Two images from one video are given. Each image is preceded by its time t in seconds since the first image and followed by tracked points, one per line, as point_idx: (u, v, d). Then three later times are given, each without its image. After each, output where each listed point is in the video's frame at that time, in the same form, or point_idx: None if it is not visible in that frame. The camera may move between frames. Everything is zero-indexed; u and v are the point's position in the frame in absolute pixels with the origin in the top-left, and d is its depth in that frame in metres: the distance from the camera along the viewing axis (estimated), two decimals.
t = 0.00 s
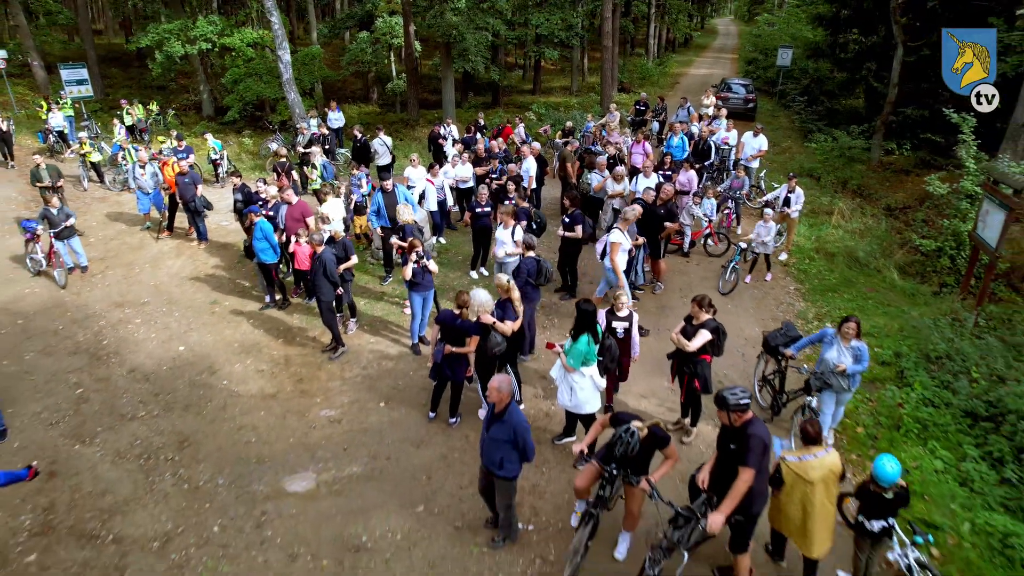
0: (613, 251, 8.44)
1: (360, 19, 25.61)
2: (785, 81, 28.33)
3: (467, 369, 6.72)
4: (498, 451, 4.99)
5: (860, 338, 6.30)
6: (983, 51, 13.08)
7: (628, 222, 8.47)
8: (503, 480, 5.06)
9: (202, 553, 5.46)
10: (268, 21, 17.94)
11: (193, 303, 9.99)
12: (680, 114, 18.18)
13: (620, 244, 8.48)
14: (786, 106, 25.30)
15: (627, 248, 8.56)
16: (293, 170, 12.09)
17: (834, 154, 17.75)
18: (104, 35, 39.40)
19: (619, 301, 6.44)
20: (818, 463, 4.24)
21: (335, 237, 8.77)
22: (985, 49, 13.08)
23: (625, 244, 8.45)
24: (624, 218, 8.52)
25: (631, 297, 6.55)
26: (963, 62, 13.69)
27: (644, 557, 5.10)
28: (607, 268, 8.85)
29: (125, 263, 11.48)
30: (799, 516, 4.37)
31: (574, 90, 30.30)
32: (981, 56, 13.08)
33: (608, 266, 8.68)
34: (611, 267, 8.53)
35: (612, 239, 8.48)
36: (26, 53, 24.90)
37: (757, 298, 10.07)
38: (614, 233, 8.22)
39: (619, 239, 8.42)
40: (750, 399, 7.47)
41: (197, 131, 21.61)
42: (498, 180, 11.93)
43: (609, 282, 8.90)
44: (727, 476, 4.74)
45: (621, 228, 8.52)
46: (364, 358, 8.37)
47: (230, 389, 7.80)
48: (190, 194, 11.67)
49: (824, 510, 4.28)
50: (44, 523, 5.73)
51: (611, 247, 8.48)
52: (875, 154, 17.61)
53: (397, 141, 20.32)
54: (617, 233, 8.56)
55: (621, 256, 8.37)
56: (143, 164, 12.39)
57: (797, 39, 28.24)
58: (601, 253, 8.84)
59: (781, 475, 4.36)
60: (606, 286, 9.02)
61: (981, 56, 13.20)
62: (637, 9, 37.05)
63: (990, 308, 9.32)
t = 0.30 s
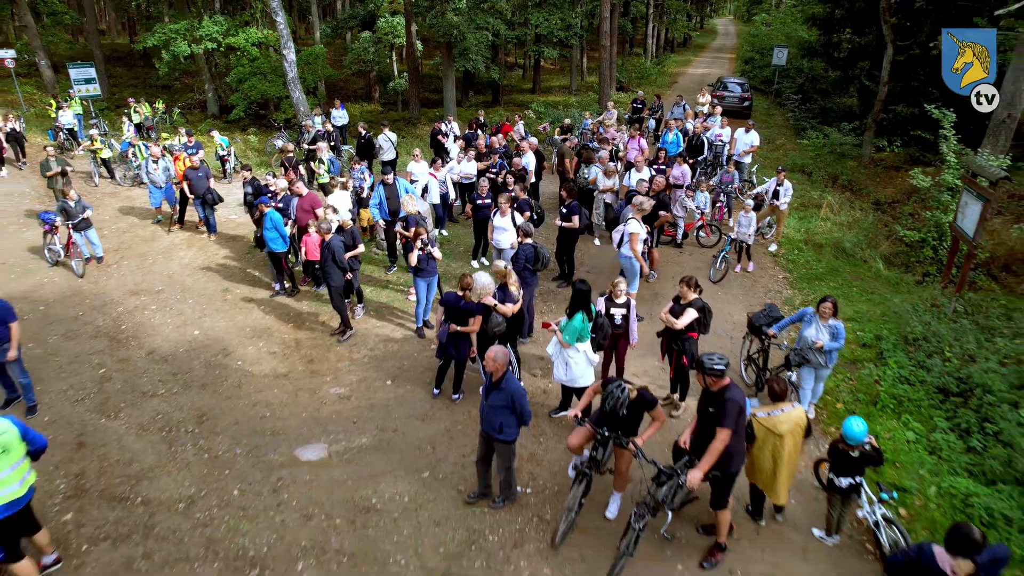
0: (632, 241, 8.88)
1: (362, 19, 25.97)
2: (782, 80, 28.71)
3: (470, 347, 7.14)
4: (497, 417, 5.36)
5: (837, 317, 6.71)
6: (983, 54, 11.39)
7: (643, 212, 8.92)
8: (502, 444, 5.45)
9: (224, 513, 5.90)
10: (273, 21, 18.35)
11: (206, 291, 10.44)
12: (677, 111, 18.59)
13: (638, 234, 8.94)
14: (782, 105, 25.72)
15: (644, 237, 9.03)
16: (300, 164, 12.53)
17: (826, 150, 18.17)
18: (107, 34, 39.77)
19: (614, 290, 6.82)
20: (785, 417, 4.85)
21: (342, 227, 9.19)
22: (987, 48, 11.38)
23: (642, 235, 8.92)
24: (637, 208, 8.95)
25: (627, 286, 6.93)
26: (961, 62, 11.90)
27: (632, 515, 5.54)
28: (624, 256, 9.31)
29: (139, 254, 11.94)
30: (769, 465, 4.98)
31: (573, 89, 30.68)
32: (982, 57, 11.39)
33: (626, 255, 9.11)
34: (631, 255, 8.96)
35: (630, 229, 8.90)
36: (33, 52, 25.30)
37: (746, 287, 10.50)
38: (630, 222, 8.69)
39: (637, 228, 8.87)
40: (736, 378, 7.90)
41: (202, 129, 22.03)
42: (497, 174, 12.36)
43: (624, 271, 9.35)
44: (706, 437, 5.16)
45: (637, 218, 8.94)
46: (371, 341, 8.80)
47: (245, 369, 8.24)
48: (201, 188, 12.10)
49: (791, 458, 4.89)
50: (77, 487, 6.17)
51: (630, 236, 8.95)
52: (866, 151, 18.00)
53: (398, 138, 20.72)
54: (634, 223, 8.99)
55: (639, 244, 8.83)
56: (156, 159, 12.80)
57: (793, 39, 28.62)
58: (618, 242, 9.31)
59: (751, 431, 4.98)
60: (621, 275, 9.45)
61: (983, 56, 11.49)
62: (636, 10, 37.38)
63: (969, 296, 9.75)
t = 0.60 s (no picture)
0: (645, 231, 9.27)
1: (365, 19, 26.38)
2: (778, 78, 29.14)
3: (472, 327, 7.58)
4: (493, 387, 5.76)
5: (816, 298, 7.13)
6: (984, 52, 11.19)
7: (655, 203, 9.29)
8: (499, 412, 5.86)
9: (244, 478, 6.36)
10: (279, 21, 18.78)
11: (218, 279, 10.89)
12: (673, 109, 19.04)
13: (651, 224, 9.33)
14: (777, 103, 26.16)
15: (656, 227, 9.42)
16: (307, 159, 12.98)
17: (818, 146, 18.61)
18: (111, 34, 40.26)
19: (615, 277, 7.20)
20: (766, 380, 5.29)
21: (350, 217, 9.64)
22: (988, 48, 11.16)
23: (655, 224, 9.29)
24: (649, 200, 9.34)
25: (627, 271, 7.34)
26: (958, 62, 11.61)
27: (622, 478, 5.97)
28: (637, 246, 9.72)
29: (152, 245, 12.39)
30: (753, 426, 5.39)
31: (572, 88, 31.10)
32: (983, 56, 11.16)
33: (639, 245, 9.50)
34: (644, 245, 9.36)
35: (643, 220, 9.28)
36: (41, 52, 25.75)
37: (737, 275, 10.94)
38: (642, 212, 9.07)
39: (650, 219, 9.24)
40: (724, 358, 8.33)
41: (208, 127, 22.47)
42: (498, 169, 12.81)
43: (637, 260, 9.73)
44: (688, 404, 5.54)
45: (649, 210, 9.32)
46: (377, 325, 9.25)
47: (258, 350, 8.70)
48: (211, 183, 12.55)
49: (770, 418, 5.32)
50: (107, 454, 6.65)
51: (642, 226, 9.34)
52: (857, 147, 18.42)
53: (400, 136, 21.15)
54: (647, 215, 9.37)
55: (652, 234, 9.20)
56: (167, 154, 13.22)
57: (789, 38, 29.05)
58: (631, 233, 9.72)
59: (736, 394, 5.37)
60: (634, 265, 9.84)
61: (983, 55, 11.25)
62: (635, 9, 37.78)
63: (950, 283, 10.17)
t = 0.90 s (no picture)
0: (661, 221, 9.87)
1: (367, 19, 26.78)
2: (775, 77, 29.53)
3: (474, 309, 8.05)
4: (486, 358, 6.21)
5: (798, 281, 7.55)
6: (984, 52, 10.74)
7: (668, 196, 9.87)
8: (491, 383, 6.30)
9: (262, 446, 6.81)
10: (284, 21, 19.22)
11: (230, 268, 11.36)
12: (669, 106, 19.46)
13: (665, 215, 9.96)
14: (773, 102, 26.57)
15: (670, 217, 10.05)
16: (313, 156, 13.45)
17: (810, 143, 19.05)
18: (115, 34, 40.64)
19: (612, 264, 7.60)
20: (748, 349, 5.78)
21: (359, 208, 10.11)
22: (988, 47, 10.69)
23: (670, 213, 9.92)
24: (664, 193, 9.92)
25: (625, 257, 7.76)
26: (959, 60, 11.17)
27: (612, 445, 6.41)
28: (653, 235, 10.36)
29: (164, 237, 12.85)
30: (734, 390, 5.81)
31: (572, 87, 31.48)
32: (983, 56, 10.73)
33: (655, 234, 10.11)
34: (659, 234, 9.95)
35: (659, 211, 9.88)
36: (48, 52, 26.19)
37: (729, 264, 11.38)
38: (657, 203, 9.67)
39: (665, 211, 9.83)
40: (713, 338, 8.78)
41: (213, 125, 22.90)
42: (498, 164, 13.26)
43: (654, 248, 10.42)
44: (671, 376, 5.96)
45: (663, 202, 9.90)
46: (383, 310, 9.71)
47: (271, 333, 9.15)
48: (222, 177, 12.99)
49: (749, 383, 5.81)
50: (133, 426, 7.11)
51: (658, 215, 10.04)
52: (850, 144, 18.83)
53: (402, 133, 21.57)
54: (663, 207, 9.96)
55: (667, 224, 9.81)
56: (178, 148, 13.64)
57: (785, 38, 29.44)
58: (647, 223, 10.36)
59: (720, 360, 5.82)
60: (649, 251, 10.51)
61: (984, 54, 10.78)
62: (634, 9, 38.09)
63: (932, 273, 10.59)
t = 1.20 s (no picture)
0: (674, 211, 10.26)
1: (369, 18, 27.22)
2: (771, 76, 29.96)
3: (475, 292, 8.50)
4: (482, 335, 6.58)
5: (781, 265, 7.99)
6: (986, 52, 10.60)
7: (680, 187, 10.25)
8: (486, 358, 6.66)
9: (277, 418, 7.27)
10: (290, 20, 19.68)
11: (240, 258, 11.82)
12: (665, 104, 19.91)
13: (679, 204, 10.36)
14: (768, 100, 27.00)
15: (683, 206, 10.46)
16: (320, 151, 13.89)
17: (802, 139, 19.49)
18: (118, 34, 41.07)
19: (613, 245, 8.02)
20: (730, 319, 6.26)
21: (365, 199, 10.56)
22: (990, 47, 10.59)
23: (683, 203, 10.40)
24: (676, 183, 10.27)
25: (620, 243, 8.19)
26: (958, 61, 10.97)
27: (605, 416, 6.85)
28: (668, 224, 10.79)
29: (176, 229, 13.31)
30: (718, 354, 6.31)
31: (571, 86, 31.90)
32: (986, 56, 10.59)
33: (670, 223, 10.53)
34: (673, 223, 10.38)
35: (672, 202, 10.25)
36: (56, 52, 26.64)
37: (720, 254, 11.83)
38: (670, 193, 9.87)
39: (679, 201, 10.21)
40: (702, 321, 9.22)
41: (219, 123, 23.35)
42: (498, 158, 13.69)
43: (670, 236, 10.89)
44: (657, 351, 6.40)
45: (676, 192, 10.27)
46: (389, 296, 10.16)
47: (282, 317, 9.61)
48: (232, 171, 13.43)
49: (731, 348, 6.32)
50: (155, 400, 7.57)
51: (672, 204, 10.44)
52: (842, 141, 19.26)
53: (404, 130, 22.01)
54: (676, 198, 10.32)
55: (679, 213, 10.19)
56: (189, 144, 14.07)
57: (781, 38, 29.89)
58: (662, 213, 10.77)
59: (705, 328, 6.31)
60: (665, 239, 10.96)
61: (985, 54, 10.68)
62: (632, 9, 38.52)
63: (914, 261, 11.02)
